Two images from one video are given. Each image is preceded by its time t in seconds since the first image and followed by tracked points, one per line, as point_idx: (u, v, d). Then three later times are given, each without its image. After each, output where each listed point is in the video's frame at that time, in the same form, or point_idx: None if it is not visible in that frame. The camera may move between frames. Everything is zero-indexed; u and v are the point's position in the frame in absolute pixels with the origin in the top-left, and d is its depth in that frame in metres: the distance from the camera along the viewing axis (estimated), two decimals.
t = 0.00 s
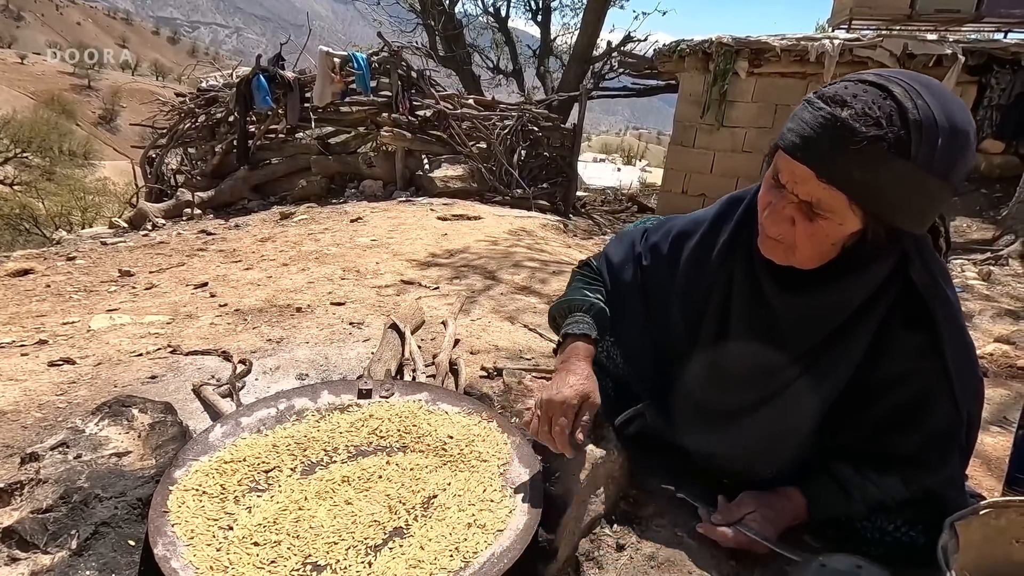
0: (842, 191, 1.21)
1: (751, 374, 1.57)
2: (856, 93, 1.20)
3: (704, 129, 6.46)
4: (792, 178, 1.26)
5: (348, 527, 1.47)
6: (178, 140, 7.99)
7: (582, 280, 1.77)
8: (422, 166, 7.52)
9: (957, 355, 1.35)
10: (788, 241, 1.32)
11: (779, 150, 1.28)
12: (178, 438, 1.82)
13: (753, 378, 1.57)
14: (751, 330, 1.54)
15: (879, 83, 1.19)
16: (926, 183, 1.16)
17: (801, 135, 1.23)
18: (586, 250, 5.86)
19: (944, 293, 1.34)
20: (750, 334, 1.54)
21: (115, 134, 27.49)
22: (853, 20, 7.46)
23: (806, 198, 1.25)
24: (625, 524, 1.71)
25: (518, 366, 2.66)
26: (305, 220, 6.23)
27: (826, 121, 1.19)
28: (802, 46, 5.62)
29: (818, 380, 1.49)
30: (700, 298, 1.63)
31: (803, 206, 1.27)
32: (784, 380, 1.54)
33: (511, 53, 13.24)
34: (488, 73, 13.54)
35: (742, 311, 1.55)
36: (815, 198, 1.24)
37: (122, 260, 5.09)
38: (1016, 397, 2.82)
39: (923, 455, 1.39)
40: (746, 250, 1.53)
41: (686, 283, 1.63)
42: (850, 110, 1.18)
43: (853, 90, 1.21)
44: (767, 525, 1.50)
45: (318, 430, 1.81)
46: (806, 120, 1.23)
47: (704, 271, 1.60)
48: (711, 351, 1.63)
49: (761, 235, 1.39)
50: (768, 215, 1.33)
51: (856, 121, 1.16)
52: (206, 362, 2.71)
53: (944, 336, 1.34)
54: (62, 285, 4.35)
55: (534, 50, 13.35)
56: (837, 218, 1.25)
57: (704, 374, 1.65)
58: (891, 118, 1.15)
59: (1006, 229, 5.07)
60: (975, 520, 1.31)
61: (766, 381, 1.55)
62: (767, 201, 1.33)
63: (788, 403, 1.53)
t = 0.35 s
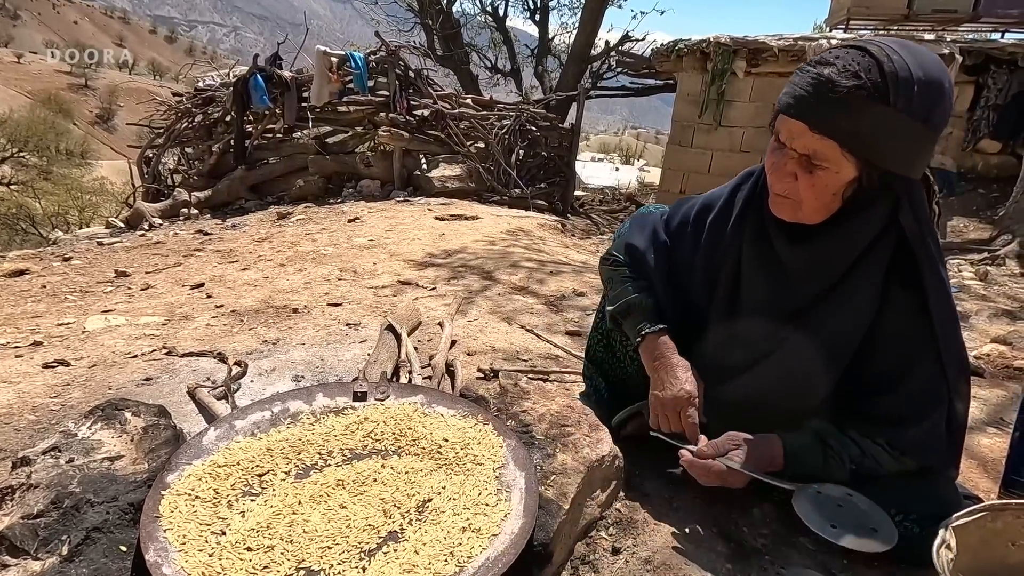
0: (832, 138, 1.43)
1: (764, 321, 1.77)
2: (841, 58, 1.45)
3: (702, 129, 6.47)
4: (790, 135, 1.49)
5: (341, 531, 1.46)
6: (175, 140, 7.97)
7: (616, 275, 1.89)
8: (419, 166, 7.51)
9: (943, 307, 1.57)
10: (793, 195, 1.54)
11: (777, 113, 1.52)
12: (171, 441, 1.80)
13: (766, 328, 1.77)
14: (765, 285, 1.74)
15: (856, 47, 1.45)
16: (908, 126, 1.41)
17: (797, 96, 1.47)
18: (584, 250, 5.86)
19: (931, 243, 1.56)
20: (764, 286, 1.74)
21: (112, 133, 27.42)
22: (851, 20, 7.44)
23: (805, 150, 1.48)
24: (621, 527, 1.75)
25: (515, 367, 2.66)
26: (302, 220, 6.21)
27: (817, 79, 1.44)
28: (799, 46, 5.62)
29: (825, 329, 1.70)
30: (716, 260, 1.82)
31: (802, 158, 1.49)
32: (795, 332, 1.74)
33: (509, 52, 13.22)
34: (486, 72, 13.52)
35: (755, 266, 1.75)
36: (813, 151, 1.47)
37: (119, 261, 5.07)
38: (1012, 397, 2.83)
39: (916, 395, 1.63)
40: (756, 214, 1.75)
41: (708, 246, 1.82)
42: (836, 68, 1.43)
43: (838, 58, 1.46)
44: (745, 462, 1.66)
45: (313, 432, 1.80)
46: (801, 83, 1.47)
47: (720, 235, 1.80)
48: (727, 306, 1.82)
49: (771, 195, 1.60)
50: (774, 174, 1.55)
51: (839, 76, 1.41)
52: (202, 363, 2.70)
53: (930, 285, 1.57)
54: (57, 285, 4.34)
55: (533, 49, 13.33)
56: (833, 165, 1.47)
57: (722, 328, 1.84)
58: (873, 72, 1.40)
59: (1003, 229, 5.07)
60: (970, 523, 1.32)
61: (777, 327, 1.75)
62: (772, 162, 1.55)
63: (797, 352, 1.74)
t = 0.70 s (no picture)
0: (832, 100, 1.52)
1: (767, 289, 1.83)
2: (831, 31, 1.58)
3: (700, 129, 6.49)
4: (793, 104, 1.57)
5: (337, 534, 1.46)
6: (172, 140, 7.95)
7: (618, 224, 2.02)
8: (417, 166, 7.51)
9: (932, 258, 1.61)
10: (798, 160, 1.61)
11: (778, 85, 1.61)
12: (167, 444, 1.80)
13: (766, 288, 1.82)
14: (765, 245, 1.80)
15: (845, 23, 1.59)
16: (897, 85, 1.51)
17: (794, 67, 1.57)
18: (582, 250, 5.85)
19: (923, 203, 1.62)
20: (763, 246, 1.80)
21: (110, 133, 27.39)
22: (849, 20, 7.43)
23: (806, 116, 1.55)
24: (619, 529, 1.75)
25: (513, 368, 2.66)
26: (299, 220, 6.20)
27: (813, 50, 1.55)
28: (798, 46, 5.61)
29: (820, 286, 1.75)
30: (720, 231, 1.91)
31: (804, 124, 1.57)
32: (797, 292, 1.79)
33: (507, 52, 13.22)
34: (485, 72, 13.53)
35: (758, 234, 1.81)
36: (813, 114, 1.55)
37: (116, 261, 5.06)
38: (1009, 398, 2.83)
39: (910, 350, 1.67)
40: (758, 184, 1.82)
41: (710, 212, 1.92)
42: (828, 38, 1.55)
43: (827, 32, 1.59)
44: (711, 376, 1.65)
45: (309, 434, 1.80)
46: (797, 55, 1.58)
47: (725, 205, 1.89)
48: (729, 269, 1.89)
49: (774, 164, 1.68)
50: (777, 142, 1.62)
51: (832, 43, 1.52)
52: (198, 365, 2.69)
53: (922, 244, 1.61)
54: (54, 286, 4.32)
55: (531, 49, 13.34)
56: (833, 126, 1.55)
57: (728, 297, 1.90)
58: (861, 39, 1.53)
59: (1000, 229, 5.08)
60: (966, 525, 1.32)
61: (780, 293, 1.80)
62: (774, 132, 1.63)
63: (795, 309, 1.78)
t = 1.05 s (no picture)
0: (826, 87, 1.56)
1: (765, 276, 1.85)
2: (827, 22, 1.62)
3: (699, 129, 6.51)
4: (789, 92, 1.61)
5: (335, 536, 1.46)
6: (171, 139, 7.95)
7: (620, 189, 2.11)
8: (416, 166, 7.49)
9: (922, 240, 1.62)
10: (795, 146, 1.65)
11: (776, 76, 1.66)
12: (165, 446, 1.80)
13: (759, 268, 1.85)
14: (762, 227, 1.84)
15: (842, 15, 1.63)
16: (889, 74, 1.55)
17: (792, 56, 1.62)
18: (580, 250, 5.85)
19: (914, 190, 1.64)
20: (758, 228, 1.84)
21: (108, 132, 27.36)
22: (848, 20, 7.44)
23: (803, 103, 1.60)
24: (617, 531, 1.75)
25: (512, 369, 2.67)
26: (298, 220, 6.19)
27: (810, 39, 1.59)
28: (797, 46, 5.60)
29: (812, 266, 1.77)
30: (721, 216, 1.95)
31: (801, 111, 1.61)
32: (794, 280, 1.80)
33: (506, 52, 13.21)
34: (484, 71, 13.53)
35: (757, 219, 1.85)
36: (809, 101, 1.59)
37: (114, 261, 5.05)
38: (1007, 398, 2.83)
39: (899, 330, 1.67)
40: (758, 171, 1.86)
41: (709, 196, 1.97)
42: (825, 28, 1.59)
43: (824, 23, 1.63)
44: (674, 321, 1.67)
45: (308, 436, 1.80)
46: (794, 46, 1.63)
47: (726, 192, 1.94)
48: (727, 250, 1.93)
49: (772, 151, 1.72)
50: (776, 129, 1.66)
51: (828, 33, 1.57)
52: (197, 366, 2.69)
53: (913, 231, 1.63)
54: (52, 287, 4.32)
55: (530, 49, 13.33)
56: (828, 112, 1.59)
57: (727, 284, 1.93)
58: (858, 29, 1.56)
59: (999, 229, 5.08)
60: (964, 527, 1.32)
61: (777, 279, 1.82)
62: (772, 120, 1.67)
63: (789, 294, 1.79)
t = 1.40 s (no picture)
0: (869, 113, 1.43)
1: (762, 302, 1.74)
2: (894, 40, 1.45)
3: (699, 125, 6.52)
4: (830, 106, 1.45)
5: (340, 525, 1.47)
6: (170, 133, 7.93)
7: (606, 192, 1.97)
8: (416, 160, 7.41)
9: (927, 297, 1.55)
10: (813, 166, 1.50)
11: (813, 81, 1.49)
12: (170, 437, 1.81)
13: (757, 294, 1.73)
14: (764, 245, 1.71)
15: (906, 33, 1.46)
16: (934, 113, 1.43)
17: (845, 68, 1.43)
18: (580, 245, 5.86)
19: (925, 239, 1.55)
20: (760, 252, 1.71)
21: (106, 126, 27.27)
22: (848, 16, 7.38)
23: (840, 123, 1.45)
24: (618, 521, 1.77)
25: (513, 363, 2.68)
26: (298, 215, 6.20)
27: (871, 55, 1.42)
28: (797, 42, 5.60)
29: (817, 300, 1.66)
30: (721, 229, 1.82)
31: (835, 131, 1.46)
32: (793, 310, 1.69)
33: (506, 46, 13.18)
34: (484, 65, 13.51)
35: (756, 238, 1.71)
36: (848, 123, 1.44)
37: (114, 255, 5.06)
38: (1004, 393, 2.86)
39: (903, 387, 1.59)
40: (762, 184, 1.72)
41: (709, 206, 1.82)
42: (890, 47, 1.42)
43: (887, 39, 1.46)
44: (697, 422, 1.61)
45: (311, 428, 1.81)
46: (850, 55, 1.45)
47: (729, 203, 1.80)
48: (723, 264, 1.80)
49: (786, 162, 1.56)
50: (801, 141, 1.50)
51: (892, 54, 1.41)
52: (199, 359, 2.71)
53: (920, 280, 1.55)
54: (53, 280, 4.33)
55: (530, 44, 13.31)
56: (861, 141, 1.46)
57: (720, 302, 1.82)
58: (919, 57, 1.41)
59: (998, 225, 5.09)
60: (961, 517, 1.34)
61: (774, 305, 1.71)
62: (801, 130, 1.51)
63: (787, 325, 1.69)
